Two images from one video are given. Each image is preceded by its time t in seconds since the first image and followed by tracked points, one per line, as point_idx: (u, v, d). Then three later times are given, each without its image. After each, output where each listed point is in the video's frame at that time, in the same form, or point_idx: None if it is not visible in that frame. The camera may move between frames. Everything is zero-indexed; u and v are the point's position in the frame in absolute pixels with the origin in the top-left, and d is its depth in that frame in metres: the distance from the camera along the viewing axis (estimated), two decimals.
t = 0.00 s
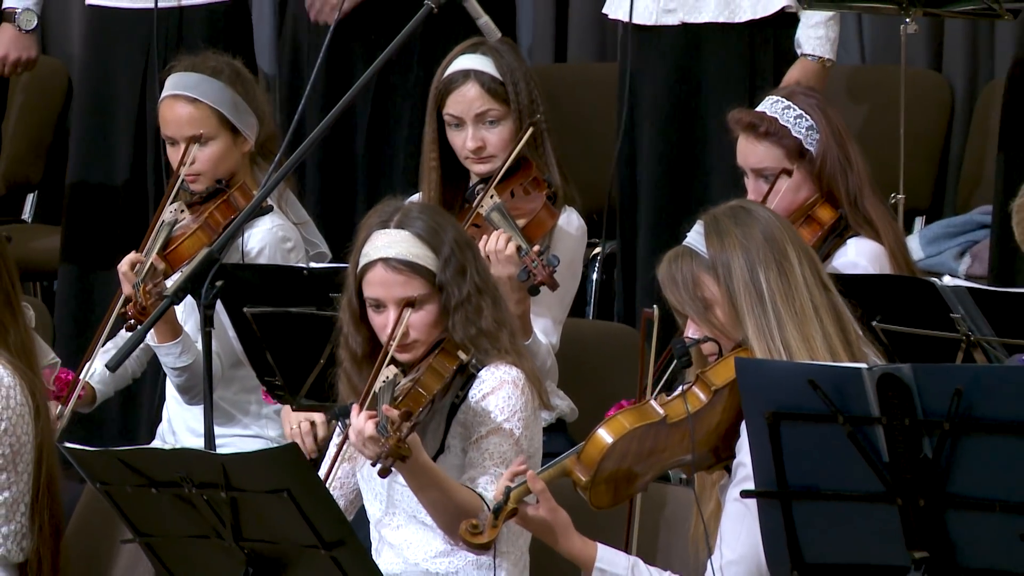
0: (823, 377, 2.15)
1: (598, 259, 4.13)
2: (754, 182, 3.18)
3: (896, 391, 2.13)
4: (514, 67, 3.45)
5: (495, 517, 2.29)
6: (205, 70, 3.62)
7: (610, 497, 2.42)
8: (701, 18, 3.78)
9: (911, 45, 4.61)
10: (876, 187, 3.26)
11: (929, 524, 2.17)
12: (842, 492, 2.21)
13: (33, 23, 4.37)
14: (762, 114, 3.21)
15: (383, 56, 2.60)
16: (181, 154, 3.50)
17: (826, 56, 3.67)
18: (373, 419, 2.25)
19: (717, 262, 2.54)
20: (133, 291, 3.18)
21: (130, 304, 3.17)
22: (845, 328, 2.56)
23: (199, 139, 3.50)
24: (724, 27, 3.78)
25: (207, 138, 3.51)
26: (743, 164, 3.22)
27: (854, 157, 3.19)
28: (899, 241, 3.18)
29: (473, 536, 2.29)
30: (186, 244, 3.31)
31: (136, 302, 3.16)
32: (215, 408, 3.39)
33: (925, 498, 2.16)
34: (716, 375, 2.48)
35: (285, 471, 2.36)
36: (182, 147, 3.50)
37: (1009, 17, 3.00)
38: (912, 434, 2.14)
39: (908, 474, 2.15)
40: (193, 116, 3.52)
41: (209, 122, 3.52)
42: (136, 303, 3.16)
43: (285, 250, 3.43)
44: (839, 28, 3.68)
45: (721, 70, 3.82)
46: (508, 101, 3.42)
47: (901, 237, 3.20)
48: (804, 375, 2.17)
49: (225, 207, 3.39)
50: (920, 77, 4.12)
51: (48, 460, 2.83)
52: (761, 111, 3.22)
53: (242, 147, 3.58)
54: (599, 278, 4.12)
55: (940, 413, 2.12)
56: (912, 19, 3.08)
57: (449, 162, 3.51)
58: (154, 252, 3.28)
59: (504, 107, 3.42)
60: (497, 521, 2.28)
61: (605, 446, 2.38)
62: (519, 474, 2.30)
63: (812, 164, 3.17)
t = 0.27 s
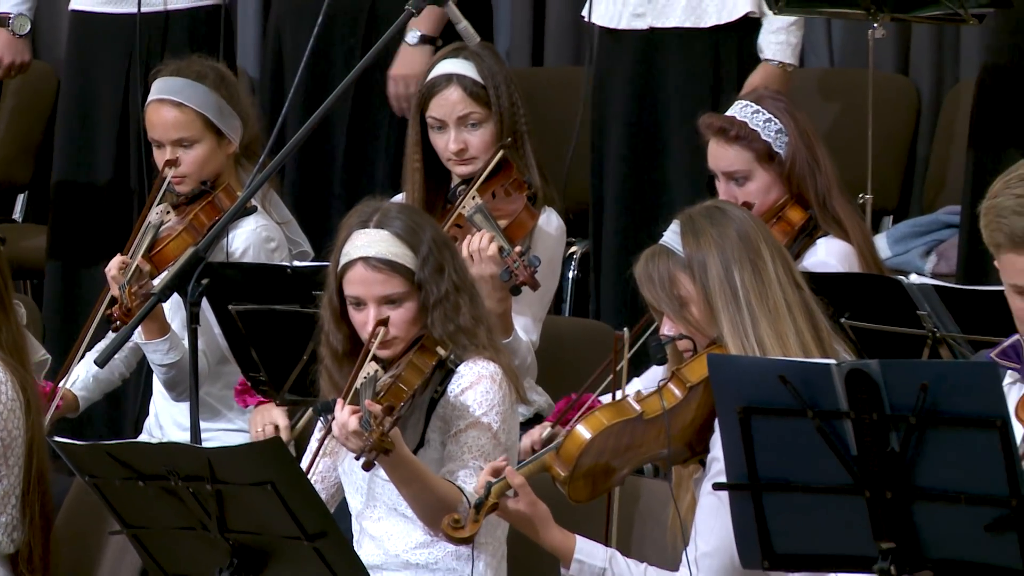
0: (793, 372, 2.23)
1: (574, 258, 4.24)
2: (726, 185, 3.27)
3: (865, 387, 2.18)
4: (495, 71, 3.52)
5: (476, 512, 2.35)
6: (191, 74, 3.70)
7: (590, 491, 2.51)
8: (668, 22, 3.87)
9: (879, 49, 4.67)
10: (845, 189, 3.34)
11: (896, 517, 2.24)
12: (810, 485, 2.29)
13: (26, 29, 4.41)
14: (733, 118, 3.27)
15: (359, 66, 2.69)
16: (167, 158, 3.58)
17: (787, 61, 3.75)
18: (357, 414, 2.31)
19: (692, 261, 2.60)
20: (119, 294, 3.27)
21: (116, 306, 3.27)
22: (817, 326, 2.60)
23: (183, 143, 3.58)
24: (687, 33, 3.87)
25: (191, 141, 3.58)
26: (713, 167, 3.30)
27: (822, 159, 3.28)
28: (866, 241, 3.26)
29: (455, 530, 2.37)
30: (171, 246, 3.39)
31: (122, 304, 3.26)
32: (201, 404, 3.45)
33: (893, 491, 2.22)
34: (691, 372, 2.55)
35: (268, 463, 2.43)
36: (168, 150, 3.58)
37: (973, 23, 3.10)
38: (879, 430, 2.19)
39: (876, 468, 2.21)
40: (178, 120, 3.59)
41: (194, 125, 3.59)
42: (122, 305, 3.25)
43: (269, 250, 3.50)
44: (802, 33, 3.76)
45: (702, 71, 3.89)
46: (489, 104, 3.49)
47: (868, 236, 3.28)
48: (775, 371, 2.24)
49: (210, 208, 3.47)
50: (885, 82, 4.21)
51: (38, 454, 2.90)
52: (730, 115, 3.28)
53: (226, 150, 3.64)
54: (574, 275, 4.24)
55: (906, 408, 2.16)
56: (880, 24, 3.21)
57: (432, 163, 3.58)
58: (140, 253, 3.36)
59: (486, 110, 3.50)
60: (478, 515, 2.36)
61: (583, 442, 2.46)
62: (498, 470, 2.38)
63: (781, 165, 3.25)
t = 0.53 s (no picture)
0: (762, 367, 2.29)
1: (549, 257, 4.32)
2: (697, 185, 3.38)
3: (832, 380, 2.25)
4: (473, 73, 3.61)
5: (458, 507, 2.46)
6: (174, 78, 3.82)
7: (567, 485, 2.57)
8: (623, 24, 3.99)
9: (844, 52, 4.83)
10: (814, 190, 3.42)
11: (862, 507, 2.30)
12: (780, 476, 2.35)
13: (21, 33, 4.54)
14: (703, 120, 3.38)
15: (340, 66, 2.73)
16: (152, 159, 3.71)
17: (735, 64, 3.82)
18: (331, 405, 2.39)
19: (663, 261, 2.67)
20: (112, 301, 3.37)
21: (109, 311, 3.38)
22: (786, 320, 2.68)
23: (167, 144, 3.71)
24: (641, 36, 3.97)
25: (173, 144, 3.71)
26: (686, 168, 3.40)
27: (790, 160, 3.37)
28: (834, 240, 3.35)
29: (438, 526, 2.45)
30: (160, 250, 3.50)
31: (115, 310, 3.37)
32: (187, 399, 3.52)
33: (859, 482, 2.28)
34: (665, 368, 2.62)
35: (251, 455, 2.49)
36: (151, 152, 3.71)
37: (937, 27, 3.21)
38: (847, 422, 2.26)
39: (843, 460, 2.28)
40: (162, 122, 3.72)
41: (175, 129, 3.72)
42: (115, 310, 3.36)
43: (252, 249, 3.60)
44: (752, 38, 3.82)
45: (675, 71, 3.97)
46: (468, 104, 3.58)
47: (836, 235, 3.37)
48: (744, 365, 2.30)
49: (195, 210, 3.60)
50: (850, 83, 4.35)
51: (27, 447, 2.97)
52: (702, 116, 3.39)
53: (209, 150, 3.77)
54: (550, 272, 4.32)
55: (872, 402, 2.23)
56: (847, 28, 3.29)
57: (413, 165, 3.66)
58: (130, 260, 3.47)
59: (464, 111, 3.58)
60: (461, 510, 2.44)
61: (561, 438, 2.50)
62: (479, 467, 2.47)
63: (752, 165, 3.35)
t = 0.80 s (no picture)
0: (741, 361, 2.35)
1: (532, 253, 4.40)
2: (675, 185, 3.46)
3: (808, 374, 2.31)
4: (459, 72, 3.70)
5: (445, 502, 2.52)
6: (170, 78, 3.90)
7: (551, 480, 2.65)
8: (603, 26, 4.07)
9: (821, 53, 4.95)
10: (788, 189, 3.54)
11: (838, 498, 2.36)
12: (757, 467, 2.41)
13: (22, 36, 4.64)
14: (680, 121, 3.47)
15: (331, 66, 2.72)
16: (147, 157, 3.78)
17: (702, 65, 3.88)
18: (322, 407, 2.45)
19: (641, 259, 2.74)
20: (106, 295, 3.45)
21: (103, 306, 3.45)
22: (762, 316, 2.74)
23: (163, 143, 3.79)
24: (620, 39, 4.05)
25: (169, 142, 3.79)
26: (663, 168, 3.48)
27: (766, 159, 3.47)
28: (808, 236, 3.47)
29: (426, 521, 2.52)
30: (154, 246, 3.58)
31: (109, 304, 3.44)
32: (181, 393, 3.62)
33: (834, 473, 2.34)
34: (644, 364, 2.69)
35: (241, 447, 2.57)
36: (148, 150, 3.78)
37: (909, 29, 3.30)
38: (823, 415, 2.31)
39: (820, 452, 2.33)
40: (158, 121, 3.79)
41: (173, 127, 3.80)
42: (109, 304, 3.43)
43: (244, 247, 3.68)
44: (719, 40, 3.87)
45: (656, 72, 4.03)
46: (454, 104, 3.66)
47: (810, 231, 3.49)
48: (724, 359, 2.37)
49: (188, 208, 3.67)
50: (827, 83, 4.49)
51: (25, 439, 3.05)
52: (679, 118, 3.48)
53: (203, 150, 3.85)
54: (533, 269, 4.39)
55: (848, 395, 2.29)
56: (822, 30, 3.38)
57: (401, 163, 3.75)
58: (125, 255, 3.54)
59: (450, 110, 3.66)
60: (449, 506, 2.51)
61: (544, 433, 2.59)
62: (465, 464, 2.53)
63: (728, 165, 3.44)
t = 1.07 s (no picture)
0: (725, 355, 2.41)
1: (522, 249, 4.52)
2: (658, 187, 3.57)
3: (790, 366, 2.36)
4: (446, 74, 3.81)
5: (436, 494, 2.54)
6: (168, 79, 3.97)
7: (540, 472, 2.71)
8: (592, 28, 4.14)
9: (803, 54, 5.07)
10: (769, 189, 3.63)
11: (819, 489, 2.42)
12: (741, 458, 2.46)
13: (27, 38, 4.71)
14: (661, 125, 3.57)
15: (327, 64, 2.80)
16: (146, 156, 3.86)
17: (690, 67, 3.96)
18: (318, 408, 2.54)
19: (624, 257, 2.81)
20: (109, 296, 3.52)
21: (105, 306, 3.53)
22: (743, 310, 2.83)
23: (162, 142, 3.86)
24: (609, 40, 4.12)
25: (168, 142, 3.87)
26: (645, 170, 3.59)
27: (746, 161, 3.57)
28: (790, 232, 3.56)
29: (419, 511, 2.53)
30: (154, 247, 3.66)
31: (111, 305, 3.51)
32: (181, 386, 3.70)
33: (815, 463, 2.40)
34: (630, 357, 2.75)
35: (238, 438, 2.64)
36: (146, 150, 3.86)
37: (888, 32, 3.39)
38: (804, 406, 2.38)
39: (800, 442, 2.40)
40: (157, 122, 3.87)
41: (171, 127, 3.88)
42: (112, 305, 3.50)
43: (241, 244, 3.76)
44: (706, 43, 3.95)
45: (640, 73, 4.10)
46: (443, 105, 3.78)
47: (791, 228, 3.57)
48: (708, 352, 2.42)
49: (187, 207, 3.74)
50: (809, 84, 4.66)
51: (29, 428, 3.21)
52: (659, 121, 3.58)
53: (201, 149, 3.93)
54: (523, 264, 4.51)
55: (829, 386, 2.35)
56: (805, 31, 3.54)
57: (389, 163, 3.85)
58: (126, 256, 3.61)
59: (439, 111, 3.78)
60: (441, 497, 2.53)
61: (533, 426, 2.66)
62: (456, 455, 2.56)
63: (707, 166, 3.55)
